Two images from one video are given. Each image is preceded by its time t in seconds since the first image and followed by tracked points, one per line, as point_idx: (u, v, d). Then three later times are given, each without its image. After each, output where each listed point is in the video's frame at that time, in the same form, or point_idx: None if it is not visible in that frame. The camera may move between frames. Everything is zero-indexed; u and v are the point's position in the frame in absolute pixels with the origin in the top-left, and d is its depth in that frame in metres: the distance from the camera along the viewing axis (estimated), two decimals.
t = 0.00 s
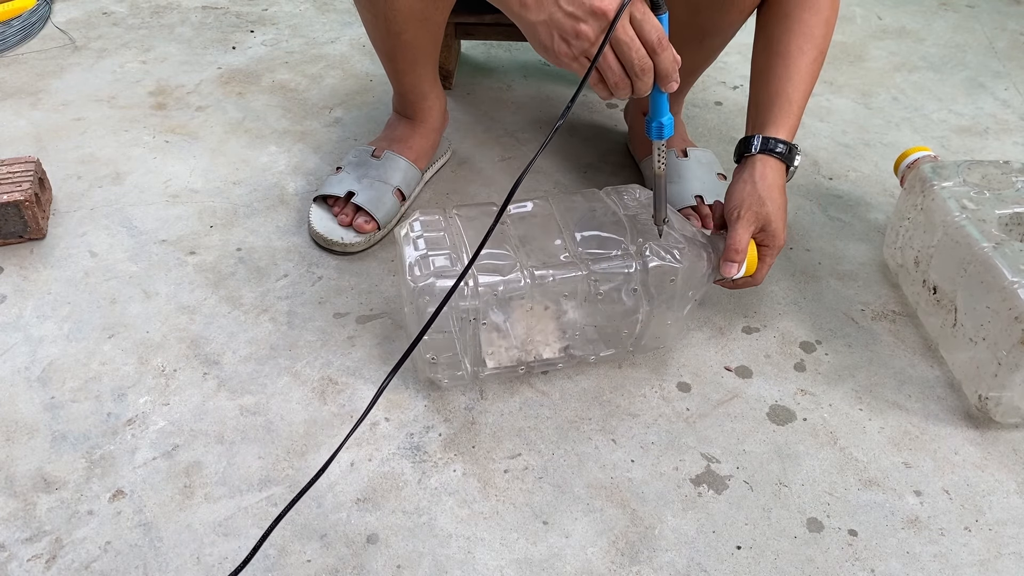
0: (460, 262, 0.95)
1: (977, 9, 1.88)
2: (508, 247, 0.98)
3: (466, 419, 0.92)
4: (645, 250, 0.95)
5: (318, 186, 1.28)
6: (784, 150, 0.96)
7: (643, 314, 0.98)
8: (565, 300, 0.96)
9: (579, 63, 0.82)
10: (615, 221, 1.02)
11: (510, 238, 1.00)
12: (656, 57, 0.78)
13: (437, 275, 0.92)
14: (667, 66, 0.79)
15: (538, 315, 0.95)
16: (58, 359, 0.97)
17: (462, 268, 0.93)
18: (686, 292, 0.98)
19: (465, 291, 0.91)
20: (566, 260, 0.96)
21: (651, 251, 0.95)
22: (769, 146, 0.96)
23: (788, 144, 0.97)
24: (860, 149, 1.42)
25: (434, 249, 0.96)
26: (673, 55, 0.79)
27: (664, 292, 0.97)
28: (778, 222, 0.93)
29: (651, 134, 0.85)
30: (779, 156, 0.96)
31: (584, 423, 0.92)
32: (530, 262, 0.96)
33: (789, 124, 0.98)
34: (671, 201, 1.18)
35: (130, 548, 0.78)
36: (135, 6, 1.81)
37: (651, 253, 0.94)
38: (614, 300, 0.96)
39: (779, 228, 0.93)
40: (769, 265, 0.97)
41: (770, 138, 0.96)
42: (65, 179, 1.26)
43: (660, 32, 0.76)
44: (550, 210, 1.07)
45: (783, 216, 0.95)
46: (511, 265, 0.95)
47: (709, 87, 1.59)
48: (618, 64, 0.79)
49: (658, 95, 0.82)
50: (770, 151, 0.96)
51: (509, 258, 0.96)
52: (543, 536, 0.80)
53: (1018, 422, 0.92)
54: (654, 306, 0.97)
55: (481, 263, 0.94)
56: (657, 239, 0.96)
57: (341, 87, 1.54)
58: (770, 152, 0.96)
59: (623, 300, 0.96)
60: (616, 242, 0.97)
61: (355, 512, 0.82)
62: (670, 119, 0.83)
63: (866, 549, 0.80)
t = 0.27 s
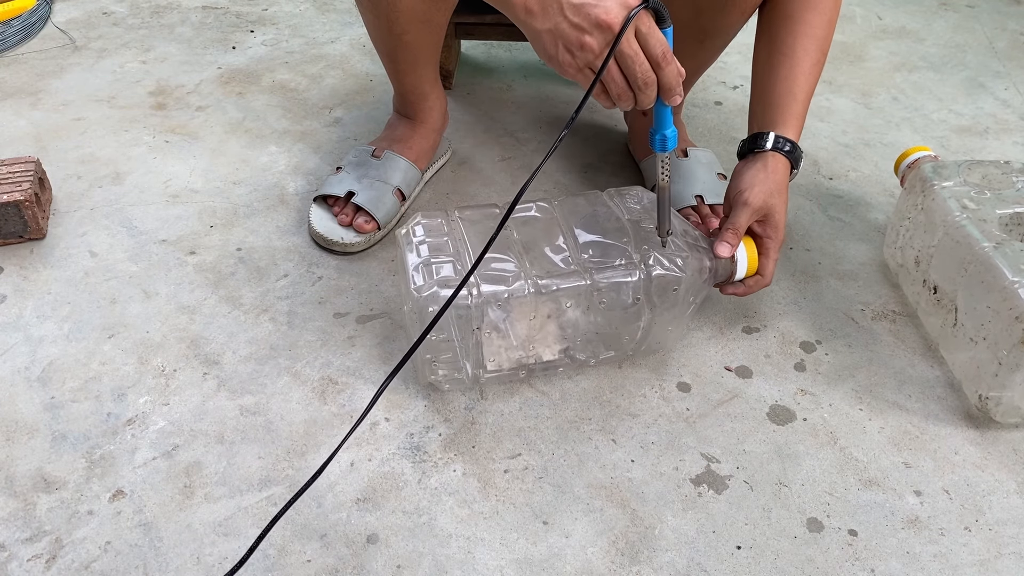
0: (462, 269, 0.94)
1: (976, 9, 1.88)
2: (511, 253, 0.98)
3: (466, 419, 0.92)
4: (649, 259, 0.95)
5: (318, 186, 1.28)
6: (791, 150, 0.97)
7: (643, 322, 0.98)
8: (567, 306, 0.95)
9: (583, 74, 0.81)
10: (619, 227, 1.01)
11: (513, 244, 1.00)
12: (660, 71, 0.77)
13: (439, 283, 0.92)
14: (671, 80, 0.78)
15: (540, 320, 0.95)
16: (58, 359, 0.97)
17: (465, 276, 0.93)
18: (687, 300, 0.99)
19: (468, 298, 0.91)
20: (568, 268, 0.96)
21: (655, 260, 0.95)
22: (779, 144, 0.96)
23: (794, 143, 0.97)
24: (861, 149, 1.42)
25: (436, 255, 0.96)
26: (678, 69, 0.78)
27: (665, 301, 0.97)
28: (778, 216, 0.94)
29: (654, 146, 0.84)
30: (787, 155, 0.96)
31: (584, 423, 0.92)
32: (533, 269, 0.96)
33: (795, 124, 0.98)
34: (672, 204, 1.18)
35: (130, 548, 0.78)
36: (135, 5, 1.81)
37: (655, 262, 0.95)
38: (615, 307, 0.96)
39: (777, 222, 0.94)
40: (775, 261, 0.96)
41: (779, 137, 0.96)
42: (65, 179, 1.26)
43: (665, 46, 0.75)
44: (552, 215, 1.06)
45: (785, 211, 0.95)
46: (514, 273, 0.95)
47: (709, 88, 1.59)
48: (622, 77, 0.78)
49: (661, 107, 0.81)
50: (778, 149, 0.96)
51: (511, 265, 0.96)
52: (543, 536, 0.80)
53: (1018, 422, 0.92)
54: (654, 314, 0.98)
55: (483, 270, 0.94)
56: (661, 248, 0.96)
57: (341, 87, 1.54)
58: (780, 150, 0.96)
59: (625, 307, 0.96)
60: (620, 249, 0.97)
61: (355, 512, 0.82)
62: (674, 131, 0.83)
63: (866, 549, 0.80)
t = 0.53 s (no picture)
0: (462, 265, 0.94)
1: (977, 9, 1.88)
2: (511, 251, 0.98)
3: (466, 419, 0.92)
4: (648, 255, 0.95)
5: (318, 186, 1.28)
6: (787, 145, 0.96)
7: (643, 320, 0.98)
8: (566, 302, 0.95)
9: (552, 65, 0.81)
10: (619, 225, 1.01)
11: (514, 241, 1.00)
12: (627, 61, 0.76)
13: (438, 278, 0.92)
14: (639, 69, 0.77)
15: (539, 318, 0.94)
16: (58, 359, 0.97)
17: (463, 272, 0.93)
18: (687, 298, 0.98)
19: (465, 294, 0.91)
20: (568, 265, 0.96)
21: (654, 257, 0.95)
22: (775, 141, 0.96)
23: (790, 139, 0.97)
24: (860, 149, 1.42)
25: (435, 251, 0.96)
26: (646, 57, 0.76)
27: (664, 300, 0.97)
28: (777, 213, 0.94)
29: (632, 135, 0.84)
30: (783, 152, 0.96)
31: (584, 423, 0.92)
32: (532, 266, 0.96)
33: (792, 121, 0.98)
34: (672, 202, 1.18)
35: (130, 548, 0.78)
36: (135, 5, 1.81)
37: (655, 259, 0.95)
38: (615, 305, 0.96)
39: (777, 219, 0.94)
40: (778, 259, 0.96)
41: (775, 133, 0.96)
42: (65, 179, 1.26)
43: (629, 35, 0.74)
44: (553, 214, 1.06)
45: (785, 207, 0.95)
46: (513, 270, 0.95)
47: (709, 88, 1.59)
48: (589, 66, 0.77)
49: (635, 95, 0.80)
50: (774, 145, 0.96)
51: (511, 261, 0.96)
52: (543, 536, 0.80)
53: (1018, 422, 0.92)
54: (654, 312, 0.97)
55: (482, 267, 0.94)
56: (661, 245, 0.96)
57: (341, 87, 1.54)
58: (775, 146, 0.96)
59: (625, 305, 0.96)
60: (620, 246, 0.97)
61: (355, 513, 0.82)
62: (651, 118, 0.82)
63: (866, 549, 0.80)
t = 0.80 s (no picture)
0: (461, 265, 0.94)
1: (976, 9, 1.88)
2: (510, 250, 0.98)
3: (466, 419, 0.92)
4: (648, 256, 0.95)
5: (318, 186, 1.28)
6: (786, 145, 0.96)
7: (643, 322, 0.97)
8: (566, 301, 0.95)
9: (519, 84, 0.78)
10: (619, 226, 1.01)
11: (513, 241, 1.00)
12: (594, 84, 0.73)
13: (437, 277, 0.91)
14: (608, 93, 0.74)
15: (539, 318, 0.94)
16: (58, 359, 0.97)
17: (463, 272, 0.93)
18: (688, 299, 0.98)
19: (465, 294, 0.91)
20: (567, 265, 0.95)
21: (654, 257, 0.94)
22: (774, 141, 0.96)
23: (790, 139, 0.97)
24: (860, 149, 1.42)
25: (435, 250, 0.96)
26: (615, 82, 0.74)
27: (664, 301, 0.96)
28: (778, 213, 0.94)
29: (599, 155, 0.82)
30: (783, 152, 0.96)
31: (584, 423, 0.92)
32: (532, 265, 0.95)
33: (792, 120, 0.98)
34: (672, 202, 1.18)
35: (130, 548, 0.78)
36: (135, 5, 1.81)
37: (654, 259, 0.94)
38: (615, 305, 0.96)
39: (778, 220, 0.94)
40: (780, 260, 0.96)
41: (775, 133, 0.96)
42: (65, 179, 1.26)
43: (598, 59, 0.71)
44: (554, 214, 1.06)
45: (785, 208, 0.95)
46: (512, 269, 0.94)
47: (709, 87, 1.59)
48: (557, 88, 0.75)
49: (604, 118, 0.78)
50: (774, 145, 0.96)
51: (510, 260, 0.96)
52: (543, 536, 0.80)
53: (1018, 422, 0.92)
54: (654, 314, 0.97)
55: (482, 266, 0.94)
56: (660, 246, 0.96)
57: (341, 87, 1.54)
58: (775, 147, 0.96)
59: (625, 305, 0.96)
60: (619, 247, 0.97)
61: (355, 513, 0.82)
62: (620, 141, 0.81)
63: (866, 549, 0.80)
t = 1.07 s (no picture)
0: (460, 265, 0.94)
1: (977, 9, 1.88)
2: (510, 251, 0.98)
3: (466, 419, 0.92)
4: (648, 257, 0.94)
5: (318, 186, 1.28)
6: (787, 145, 0.96)
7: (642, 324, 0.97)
8: (566, 300, 0.95)
9: (514, 92, 0.78)
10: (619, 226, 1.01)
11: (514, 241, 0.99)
12: (588, 94, 0.73)
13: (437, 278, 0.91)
14: (602, 103, 0.74)
15: (539, 318, 0.94)
16: (58, 359, 0.97)
17: (463, 273, 0.93)
18: (688, 299, 0.98)
19: (465, 294, 0.91)
20: (567, 266, 0.95)
21: (654, 257, 0.94)
22: (776, 141, 0.96)
23: (790, 139, 0.97)
24: (861, 149, 1.42)
25: (435, 250, 0.96)
26: (609, 92, 0.74)
27: (664, 302, 0.96)
28: (778, 214, 0.93)
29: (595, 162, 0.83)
30: (784, 152, 0.96)
31: (584, 423, 0.92)
32: (532, 266, 0.95)
33: (792, 120, 0.98)
34: (672, 202, 1.18)
35: (130, 548, 0.78)
36: (135, 5, 1.81)
37: (655, 260, 0.94)
38: (615, 306, 0.96)
39: (778, 220, 0.94)
40: (780, 261, 0.97)
41: (775, 133, 0.96)
42: (65, 179, 1.26)
43: (592, 70, 0.71)
44: (554, 214, 1.06)
45: (786, 209, 0.95)
46: (512, 269, 0.94)
47: (710, 87, 1.59)
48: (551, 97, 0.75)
49: (598, 127, 0.78)
50: (775, 145, 0.96)
51: (510, 261, 0.96)
52: (543, 536, 0.80)
53: (1018, 422, 0.92)
54: (654, 314, 0.97)
55: (482, 267, 0.94)
56: (660, 246, 0.96)
57: (341, 87, 1.54)
58: (776, 147, 0.96)
59: (625, 305, 0.96)
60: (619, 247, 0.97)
61: (355, 513, 0.82)
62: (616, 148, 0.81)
63: (866, 549, 0.80)
